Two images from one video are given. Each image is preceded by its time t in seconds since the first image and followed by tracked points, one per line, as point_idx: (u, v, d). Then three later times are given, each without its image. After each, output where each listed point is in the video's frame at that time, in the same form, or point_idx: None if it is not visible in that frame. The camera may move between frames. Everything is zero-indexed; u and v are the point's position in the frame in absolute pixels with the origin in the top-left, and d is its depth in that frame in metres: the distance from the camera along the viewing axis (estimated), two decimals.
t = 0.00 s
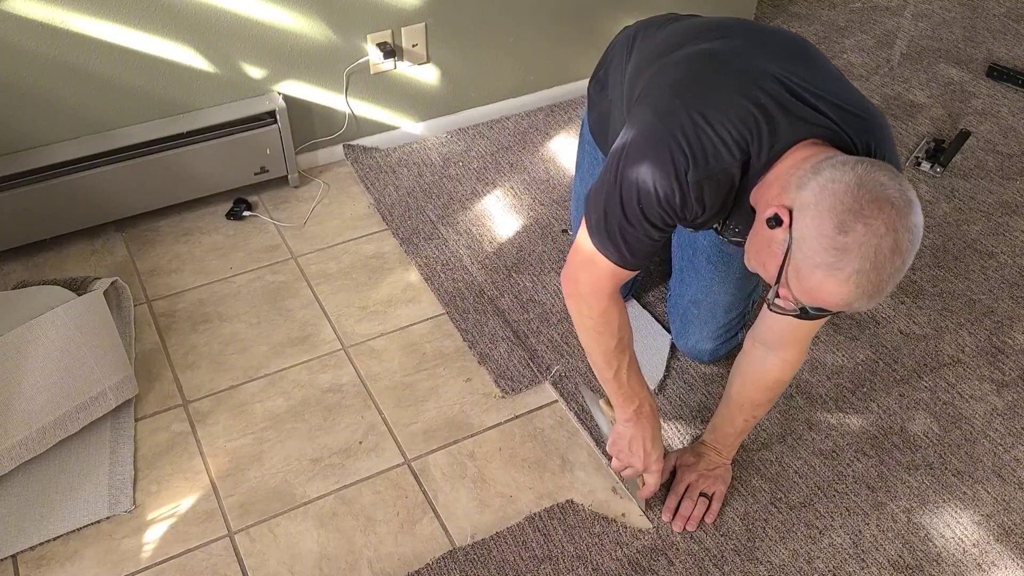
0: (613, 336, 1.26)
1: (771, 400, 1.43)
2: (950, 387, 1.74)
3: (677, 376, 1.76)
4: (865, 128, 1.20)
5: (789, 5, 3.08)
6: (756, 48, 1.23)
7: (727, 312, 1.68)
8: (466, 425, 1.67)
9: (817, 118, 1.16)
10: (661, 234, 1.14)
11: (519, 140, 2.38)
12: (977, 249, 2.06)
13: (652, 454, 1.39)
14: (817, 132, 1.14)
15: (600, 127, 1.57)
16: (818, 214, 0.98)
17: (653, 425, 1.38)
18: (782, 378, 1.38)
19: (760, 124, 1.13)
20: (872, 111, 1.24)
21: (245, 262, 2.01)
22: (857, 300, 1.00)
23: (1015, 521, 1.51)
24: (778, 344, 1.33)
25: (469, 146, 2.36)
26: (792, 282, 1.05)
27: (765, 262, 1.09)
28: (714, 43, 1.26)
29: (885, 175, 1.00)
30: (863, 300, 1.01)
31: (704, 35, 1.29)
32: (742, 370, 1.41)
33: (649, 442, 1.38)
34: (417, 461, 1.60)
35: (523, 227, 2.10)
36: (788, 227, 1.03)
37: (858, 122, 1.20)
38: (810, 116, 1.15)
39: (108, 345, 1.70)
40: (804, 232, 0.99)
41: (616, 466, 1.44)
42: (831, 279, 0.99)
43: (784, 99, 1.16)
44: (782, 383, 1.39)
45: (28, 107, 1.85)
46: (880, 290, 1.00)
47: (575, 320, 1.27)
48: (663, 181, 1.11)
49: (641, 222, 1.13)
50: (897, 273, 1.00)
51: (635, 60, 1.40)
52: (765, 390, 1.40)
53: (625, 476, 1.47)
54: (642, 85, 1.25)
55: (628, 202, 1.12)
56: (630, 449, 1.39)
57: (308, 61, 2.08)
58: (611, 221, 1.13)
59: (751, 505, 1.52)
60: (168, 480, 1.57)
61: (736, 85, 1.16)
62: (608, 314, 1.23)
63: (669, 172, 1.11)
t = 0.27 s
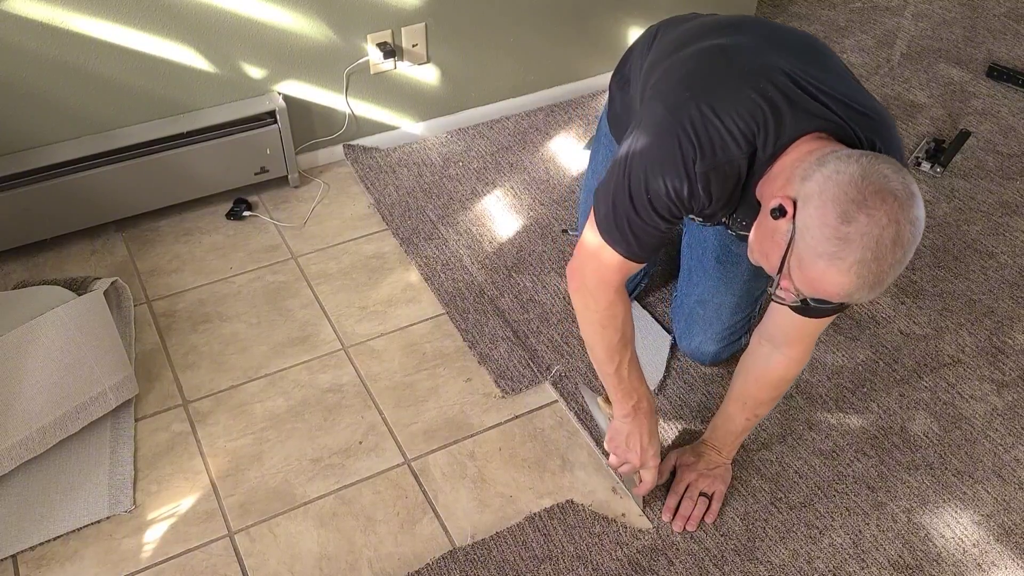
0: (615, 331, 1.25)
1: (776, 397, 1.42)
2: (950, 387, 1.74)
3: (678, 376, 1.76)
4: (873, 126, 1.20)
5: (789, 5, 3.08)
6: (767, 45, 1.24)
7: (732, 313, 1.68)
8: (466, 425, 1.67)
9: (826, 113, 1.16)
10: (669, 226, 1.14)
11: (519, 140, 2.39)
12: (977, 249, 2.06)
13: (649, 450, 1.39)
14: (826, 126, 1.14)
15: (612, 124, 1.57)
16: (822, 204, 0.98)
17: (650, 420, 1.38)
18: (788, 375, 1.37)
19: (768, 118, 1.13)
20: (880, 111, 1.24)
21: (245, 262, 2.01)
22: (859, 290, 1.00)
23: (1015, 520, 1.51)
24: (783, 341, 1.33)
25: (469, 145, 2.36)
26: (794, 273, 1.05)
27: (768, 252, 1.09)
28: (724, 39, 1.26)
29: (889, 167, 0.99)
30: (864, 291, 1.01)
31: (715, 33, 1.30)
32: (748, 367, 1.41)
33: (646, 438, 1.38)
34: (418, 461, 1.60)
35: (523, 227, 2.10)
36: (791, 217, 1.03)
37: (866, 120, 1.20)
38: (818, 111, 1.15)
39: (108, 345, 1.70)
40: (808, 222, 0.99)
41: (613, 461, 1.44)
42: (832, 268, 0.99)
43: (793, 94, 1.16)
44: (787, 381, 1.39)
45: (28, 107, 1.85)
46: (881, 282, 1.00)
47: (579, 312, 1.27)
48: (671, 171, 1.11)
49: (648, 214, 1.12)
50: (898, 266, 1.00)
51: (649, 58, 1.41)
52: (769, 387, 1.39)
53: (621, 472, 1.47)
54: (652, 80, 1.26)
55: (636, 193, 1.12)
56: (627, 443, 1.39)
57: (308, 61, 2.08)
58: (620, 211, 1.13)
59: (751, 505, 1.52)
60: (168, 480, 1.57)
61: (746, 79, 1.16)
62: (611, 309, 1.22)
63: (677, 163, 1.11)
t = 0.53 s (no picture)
0: (611, 318, 1.25)
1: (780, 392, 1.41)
2: (950, 387, 1.74)
3: (677, 376, 1.76)
4: (870, 122, 1.20)
5: (789, 5, 3.08)
6: (765, 40, 1.24)
7: (732, 312, 1.68)
8: (466, 425, 1.67)
9: (822, 108, 1.16)
10: (664, 217, 1.14)
11: (519, 140, 2.38)
12: (977, 249, 2.06)
13: (643, 437, 1.39)
14: (822, 120, 1.14)
15: (611, 119, 1.57)
16: (816, 189, 0.98)
17: (646, 407, 1.38)
18: (794, 367, 1.36)
19: (764, 110, 1.13)
20: (876, 108, 1.25)
21: (245, 262, 2.01)
22: (853, 275, 1.00)
23: (1015, 520, 1.51)
24: (787, 331, 1.34)
25: (469, 145, 2.36)
26: (790, 261, 1.05)
27: (764, 241, 1.09)
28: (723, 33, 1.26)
29: (883, 154, 1.00)
30: (859, 276, 1.01)
31: (715, 28, 1.30)
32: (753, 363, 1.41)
33: (641, 427, 1.37)
34: (417, 460, 1.60)
35: (523, 227, 2.10)
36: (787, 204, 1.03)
37: (863, 116, 1.20)
38: (815, 106, 1.16)
39: (108, 345, 1.70)
40: (802, 207, 1.00)
41: (607, 450, 1.43)
42: (827, 252, 0.99)
43: (790, 88, 1.16)
44: (792, 375, 1.38)
45: (28, 107, 1.85)
46: (876, 267, 0.99)
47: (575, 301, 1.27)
48: (667, 162, 1.11)
49: (644, 204, 1.13)
50: (893, 252, 1.00)
51: (650, 52, 1.41)
52: (773, 380, 1.39)
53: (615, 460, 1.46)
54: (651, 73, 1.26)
55: (632, 182, 1.12)
56: (622, 432, 1.38)
57: (308, 61, 2.08)
58: (616, 201, 1.14)
59: (751, 505, 1.52)
60: (168, 480, 1.57)
61: (743, 72, 1.16)
62: (608, 296, 1.22)
63: (673, 153, 1.11)
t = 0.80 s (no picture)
0: (606, 314, 1.25)
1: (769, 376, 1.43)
2: (950, 387, 1.74)
3: (678, 376, 1.76)
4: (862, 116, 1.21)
5: (789, 5, 3.08)
6: (758, 34, 1.25)
7: (728, 310, 1.68)
8: (466, 425, 1.67)
9: (815, 100, 1.17)
10: (660, 209, 1.14)
11: (518, 140, 2.38)
12: (977, 248, 2.06)
13: (637, 432, 1.41)
14: (815, 114, 1.15)
15: (605, 115, 1.57)
16: (808, 181, 0.98)
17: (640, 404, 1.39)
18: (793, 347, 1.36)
19: (757, 103, 1.14)
20: (869, 103, 1.25)
21: (245, 262, 2.01)
22: (846, 267, 1.00)
23: (1015, 520, 1.51)
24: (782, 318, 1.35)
25: (469, 145, 2.36)
26: (781, 252, 1.05)
27: (757, 234, 1.09)
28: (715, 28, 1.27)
29: (875, 147, 1.00)
30: (852, 268, 1.01)
31: (707, 22, 1.31)
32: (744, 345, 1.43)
33: (635, 422, 1.39)
34: (417, 460, 1.60)
35: (523, 227, 2.10)
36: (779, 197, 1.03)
37: (855, 110, 1.21)
38: (808, 99, 1.16)
39: (108, 345, 1.70)
40: (795, 200, 1.00)
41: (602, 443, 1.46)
42: (819, 245, 0.99)
43: (783, 81, 1.17)
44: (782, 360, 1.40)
45: (28, 107, 1.85)
46: (867, 258, 1.00)
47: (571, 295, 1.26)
48: (662, 154, 1.11)
49: (639, 197, 1.12)
50: (883, 243, 1.00)
51: (642, 48, 1.41)
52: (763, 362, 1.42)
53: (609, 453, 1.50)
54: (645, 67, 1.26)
55: (627, 174, 1.12)
56: (615, 426, 1.40)
57: (308, 61, 2.08)
58: (611, 192, 1.13)
59: (751, 504, 1.52)
60: (168, 480, 1.57)
61: (736, 65, 1.17)
62: (603, 291, 1.22)
63: (668, 144, 1.11)
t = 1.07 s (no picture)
0: (611, 317, 1.26)
1: (766, 366, 1.45)
2: (950, 386, 1.74)
3: (678, 376, 1.76)
4: (861, 114, 1.21)
5: (789, 5, 3.07)
6: (756, 34, 1.25)
7: (727, 309, 1.68)
8: (466, 425, 1.67)
9: (814, 100, 1.17)
10: (662, 212, 1.14)
11: (518, 140, 2.38)
12: (977, 248, 2.06)
13: (642, 435, 1.41)
14: (815, 114, 1.15)
15: (602, 115, 1.57)
16: (812, 190, 0.98)
17: (645, 406, 1.39)
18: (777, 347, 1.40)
19: (757, 104, 1.14)
20: (866, 101, 1.26)
21: (245, 262, 2.01)
22: (851, 275, 1.01)
23: (1015, 520, 1.51)
24: (772, 315, 1.35)
25: (470, 145, 2.36)
26: (786, 259, 1.06)
27: (759, 240, 1.09)
28: (712, 28, 1.27)
29: (877, 154, 1.00)
30: (856, 275, 1.01)
31: (704, 22, 1.31)
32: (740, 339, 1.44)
33: (640, 425, 1.39)
34: (418, 460, 1.60)
35: (523, 227, 2.10)
36: (783, 205, 1.03)
37: (854, 109, 1.21)
38: (807, 99, 1.17)
39: (108, 345, 1.70)
40: (799, 209, 1.00)
41: (606, 445, 1.44)
42: (825, 253, 0.99)
43: (782, 81, 1.17)
44: (777, 352, 1.41)
45: (27, 107, 1.85)
46: (871, 265, 1.00)
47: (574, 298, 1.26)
48: (664, 157, 1.11)
49: (642, 201, 1.12)
50: (888, 250, 1.00)
51: (639, 48, 1.41)
52: (759, 357, 1.42)
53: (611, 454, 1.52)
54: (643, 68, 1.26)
55: (629, 178, 1.12)
56: (622, 430, 1.40)
57: (308, 61, 2.08)
58: (613, 196, 1.13)
59: (752, 504, 1.52)
60: (169, 480, 1.57)
61: (735, 66, 1.17)
62: (607, 294, 1.23)
63: (669, 148, 1.11)
